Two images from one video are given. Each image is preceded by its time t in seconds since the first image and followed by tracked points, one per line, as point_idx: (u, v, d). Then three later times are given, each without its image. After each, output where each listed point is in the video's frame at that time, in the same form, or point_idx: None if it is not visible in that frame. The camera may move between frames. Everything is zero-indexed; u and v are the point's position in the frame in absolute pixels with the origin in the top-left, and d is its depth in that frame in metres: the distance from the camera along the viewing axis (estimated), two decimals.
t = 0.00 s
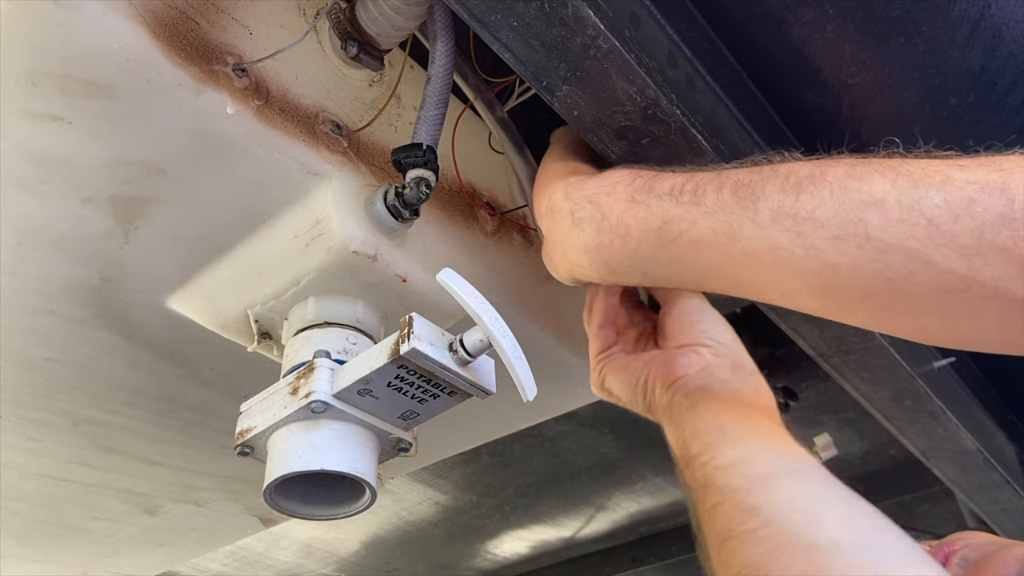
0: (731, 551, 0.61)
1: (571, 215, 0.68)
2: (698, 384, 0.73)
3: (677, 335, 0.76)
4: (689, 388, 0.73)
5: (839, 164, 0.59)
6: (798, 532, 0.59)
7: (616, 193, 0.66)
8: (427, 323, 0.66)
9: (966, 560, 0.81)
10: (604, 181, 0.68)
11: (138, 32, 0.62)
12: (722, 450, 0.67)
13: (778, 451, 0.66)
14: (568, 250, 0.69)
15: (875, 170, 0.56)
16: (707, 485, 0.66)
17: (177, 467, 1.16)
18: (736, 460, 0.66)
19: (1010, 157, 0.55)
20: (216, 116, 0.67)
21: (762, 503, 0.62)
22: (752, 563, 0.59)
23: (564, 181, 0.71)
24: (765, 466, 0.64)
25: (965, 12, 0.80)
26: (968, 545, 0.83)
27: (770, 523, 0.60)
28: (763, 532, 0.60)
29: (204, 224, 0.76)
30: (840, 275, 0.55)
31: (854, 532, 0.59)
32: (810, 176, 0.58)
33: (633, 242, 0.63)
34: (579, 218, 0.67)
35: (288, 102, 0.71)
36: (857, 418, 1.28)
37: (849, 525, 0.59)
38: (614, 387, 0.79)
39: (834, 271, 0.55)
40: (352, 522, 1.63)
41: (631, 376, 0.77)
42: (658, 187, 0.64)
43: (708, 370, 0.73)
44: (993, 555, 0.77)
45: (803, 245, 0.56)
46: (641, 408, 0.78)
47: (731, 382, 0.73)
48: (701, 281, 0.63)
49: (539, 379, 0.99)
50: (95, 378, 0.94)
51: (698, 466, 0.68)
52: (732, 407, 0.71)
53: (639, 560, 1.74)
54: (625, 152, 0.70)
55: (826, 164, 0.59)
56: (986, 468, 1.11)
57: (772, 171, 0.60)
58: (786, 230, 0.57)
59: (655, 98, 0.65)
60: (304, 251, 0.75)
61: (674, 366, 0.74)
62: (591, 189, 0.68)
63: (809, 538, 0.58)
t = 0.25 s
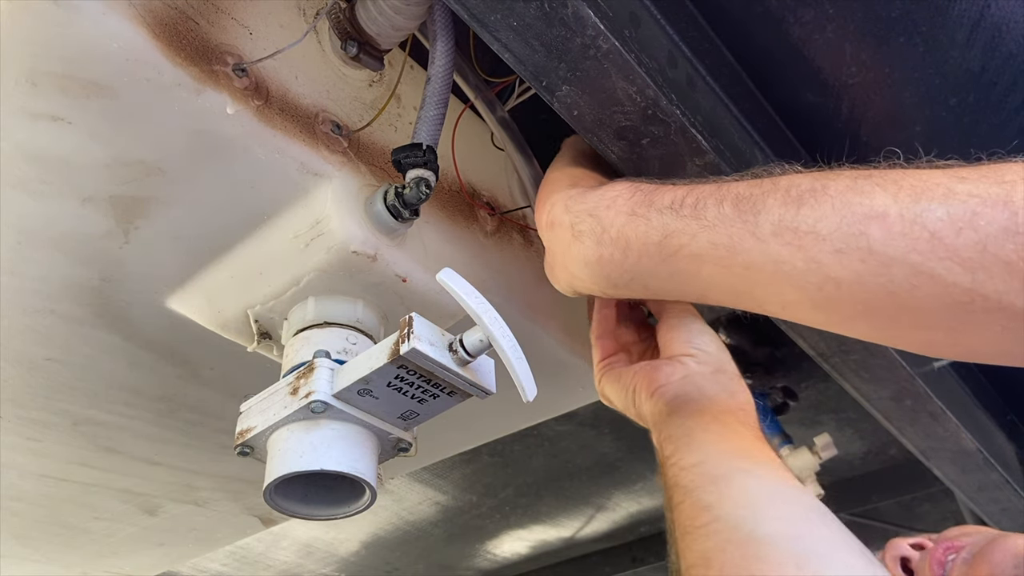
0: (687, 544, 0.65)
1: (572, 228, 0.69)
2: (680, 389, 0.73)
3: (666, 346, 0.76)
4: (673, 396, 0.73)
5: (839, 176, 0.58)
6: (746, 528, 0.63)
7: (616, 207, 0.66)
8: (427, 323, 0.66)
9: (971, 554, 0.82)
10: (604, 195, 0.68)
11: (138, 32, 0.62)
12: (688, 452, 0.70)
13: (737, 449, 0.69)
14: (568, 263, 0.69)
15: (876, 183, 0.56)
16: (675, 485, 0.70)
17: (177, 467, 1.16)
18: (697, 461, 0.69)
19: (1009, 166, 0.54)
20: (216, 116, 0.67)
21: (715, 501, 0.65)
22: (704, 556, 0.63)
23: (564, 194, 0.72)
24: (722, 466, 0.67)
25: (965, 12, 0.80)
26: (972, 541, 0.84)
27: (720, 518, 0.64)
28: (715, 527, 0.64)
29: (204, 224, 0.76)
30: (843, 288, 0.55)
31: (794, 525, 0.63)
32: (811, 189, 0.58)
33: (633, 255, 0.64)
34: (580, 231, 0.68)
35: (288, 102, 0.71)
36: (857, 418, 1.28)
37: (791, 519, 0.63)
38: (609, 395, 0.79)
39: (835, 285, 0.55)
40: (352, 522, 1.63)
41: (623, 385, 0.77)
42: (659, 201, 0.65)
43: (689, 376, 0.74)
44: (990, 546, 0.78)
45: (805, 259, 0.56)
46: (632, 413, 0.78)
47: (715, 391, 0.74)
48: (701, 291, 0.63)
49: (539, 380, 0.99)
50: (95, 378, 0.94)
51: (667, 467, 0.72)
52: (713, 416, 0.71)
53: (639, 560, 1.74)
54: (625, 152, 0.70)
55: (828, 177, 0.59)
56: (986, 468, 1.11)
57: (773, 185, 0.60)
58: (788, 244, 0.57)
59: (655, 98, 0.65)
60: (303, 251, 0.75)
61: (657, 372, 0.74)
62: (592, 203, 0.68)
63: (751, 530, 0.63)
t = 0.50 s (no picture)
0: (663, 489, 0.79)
1: (581, 242, 0.69)
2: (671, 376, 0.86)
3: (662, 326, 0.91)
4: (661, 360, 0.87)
5: (845, 189, 0.59)
6: (707, 476, 0.75)
7: (626, 222, 0.67)
8: (427, 323, 0.66)
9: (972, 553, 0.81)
10: (614, 207, 0.68)
11: (138, 32, 0.62)
12: (669, 411, 0.83)
13: (712, 417, 0.81)
14: (580, 277, 0.70)
15: (880, 195, 0.57)
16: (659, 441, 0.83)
17: (177, 468, 1.16)
18: (673, 420, 0.82)
19: (1014, 179, 0.54)
20: (216, 116, 0.67)
21: (683, 452, 0.79)
22: (672, 498, 0.77)
23: (571, 206, 0.72)
24: (709, 445, 0.78)
25: (965, 12, 0.80)
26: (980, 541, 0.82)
27: (686, 468, 0.78)
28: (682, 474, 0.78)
29: (204, 224, 0.77)
30: (848, 300, 0.55)
31: (752, 478, 0.75)
32: (816, 202, 0.59)
33: (644, 268, 0.64)
34: (590, 245, 0.68)
35: (288, 102, 0.71)
36: (857, 419, 1.28)
37: (747, 470, 0.75)
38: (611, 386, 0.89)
39: (840, 297, 0.55)
40: (352, 522, 1.63)
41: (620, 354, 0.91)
42: (667, 214, 0.65)
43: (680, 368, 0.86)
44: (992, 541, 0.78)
45: (811, 272, 0.56)
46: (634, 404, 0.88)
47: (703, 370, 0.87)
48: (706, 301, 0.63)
49: (539, 380, 0.99)
50: (95, 378, 0.94)
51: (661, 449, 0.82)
52: (701, 404, 0.83)
53: (639, 560, 1.74)
54: (625, 152, 0.70)
55: (833, 189, 0.59)
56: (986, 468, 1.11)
57: (778, 198, 0.61)
58: (794, 256, 0.57)
59: (655, 98, 0.65)
60: (304, 251, 0.75)
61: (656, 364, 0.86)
62: (601, 216, 0.69)
63: (712, 479, 0.75)
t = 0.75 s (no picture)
0: (693, 530, 0.67)
1: (591, 239, 0.68)
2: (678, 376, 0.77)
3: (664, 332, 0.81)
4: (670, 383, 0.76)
5: (855, 178, 0.59)
6: (736, 491, 0.66)
7: (637, 215, 0.66)
8: (427, 323, 0.66)
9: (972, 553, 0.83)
10: (625, 201, 0.68)
11: (138, 32, 0.62)
12: (688, 438, 0.72)
13: (737, 432, 0.71)
14: (591, 275, 0.69)
15: (889, 183, 0.57)
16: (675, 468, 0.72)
17: (178, 467, 1.16)
18: (699, 446, 0.71)
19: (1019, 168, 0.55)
20: (216, 116, 0.67)
21: (718, 485, 0.67)
22: (708, 539, 0.65)
23: (579, 204, 0.72)
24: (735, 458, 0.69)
25: (965, 12, 0.80)
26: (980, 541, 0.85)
27: (724, 503, 0.66)
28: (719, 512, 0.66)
29: (204, 224, 0.76)
30: (860, 287, 0.55)
31: (801, 507, 0.64)
32: (826, 190, 0.58)
33: (657, 261, 0.63)
34: (600, 242, 0.67)
35: (287, 102, 0.71)
36: (857, 418, 1.28)
37: (795, 501, 0.65)
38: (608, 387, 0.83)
39: (854, 284, 0.55)
40: (352, 522, 1.63)
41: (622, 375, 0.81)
42: (678, 206, 0.65)
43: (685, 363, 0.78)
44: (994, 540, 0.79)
45: (823, 260, 0.56)
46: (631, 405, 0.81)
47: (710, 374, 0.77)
48: (713, 297, 0.62)
49: (539, 380, 0.99)
50: (95, 378, 0.94)
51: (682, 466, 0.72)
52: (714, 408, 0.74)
53: (639, 560, 1.74)
54: (625, 152, 0.70)
55: (843, 179, 0.59)
56: (986, 468, 1.11)
57: (788, 188, 0.60)
58: (805, 246, 0.57)
59: (655, 98, 0.65)
60: (304, 251, 0.75)
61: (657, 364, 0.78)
62: (610, 212, 0.68)
63: (759, 517, 0.64)
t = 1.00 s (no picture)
0: (766, 535, 0.59)
1: (583, 229, 0.68)
2: (709, 361, 0.75)
3: (683, 322, 0.80)
4: (701, 370, 0.75)
5: (850, 167, 0.58)
6: (787, 479, 0.62)
7: (629, 205, 0.66)
8: (427, 323, 0.66)
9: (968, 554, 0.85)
10: (617, 191, 0.68)
11: (138, 32, 0.62)
12: (747, 433, 0.67)
13: (800, 431, 0.67)
14: (584, 265, 0.69)
15: (887, 172, 0.57)
16: (733, 466, 0.65)
17: (177, 467, 1.16)
18: (763, 443, 0.65)
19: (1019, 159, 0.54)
20: (216, 116, 0.67)
21: (801, 486, 0.61)
22: (796, 546, 0.57)
23: (571, 194, 0.71)
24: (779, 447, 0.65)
25: (965, 12, 0.80)
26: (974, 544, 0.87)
27: (809, 507, 0.59)
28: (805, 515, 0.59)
29: (204, 224, 0.76)
30: (856, 278, 0.55)
31: (899, 518, 0.58)
32: (822, 179, 0.58)
33: (651, 251, 0.63)
34: (592, 232, 0.67)
35: (288, 102, 0.71)
36: (858, 418, 1.28)
37: (892, 512, 0.59)
38: (620, 381, 0.80)
39: (849, 276, 0.55)
40: (352, 522, 1.63)
41: (641, 370, 0.78)
42: (670, 196, 0.65)
43: (715, 347, 0.77)
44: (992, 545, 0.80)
45: (819, 250, 0.56)
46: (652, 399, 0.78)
47: (740, 359, 0.76)
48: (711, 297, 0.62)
49: (539, 380, 0.99)
50: (95, 378, 0.94)
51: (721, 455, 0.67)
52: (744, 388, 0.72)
53: (639, 560, 1.73)
54: (625, 152, 0.70)
55: (838, 167, 0.59)
56: (986, 467, 1.11)
57: (784, 176, 0.60)
58: (801, 236, 0.57)
59: (655, 98, 0.65)
60: (304, 251, 0.75)
61: (681, 351, 0.77)
62: (602, 202, 0.68)
63: (856, 522, 0.57)
